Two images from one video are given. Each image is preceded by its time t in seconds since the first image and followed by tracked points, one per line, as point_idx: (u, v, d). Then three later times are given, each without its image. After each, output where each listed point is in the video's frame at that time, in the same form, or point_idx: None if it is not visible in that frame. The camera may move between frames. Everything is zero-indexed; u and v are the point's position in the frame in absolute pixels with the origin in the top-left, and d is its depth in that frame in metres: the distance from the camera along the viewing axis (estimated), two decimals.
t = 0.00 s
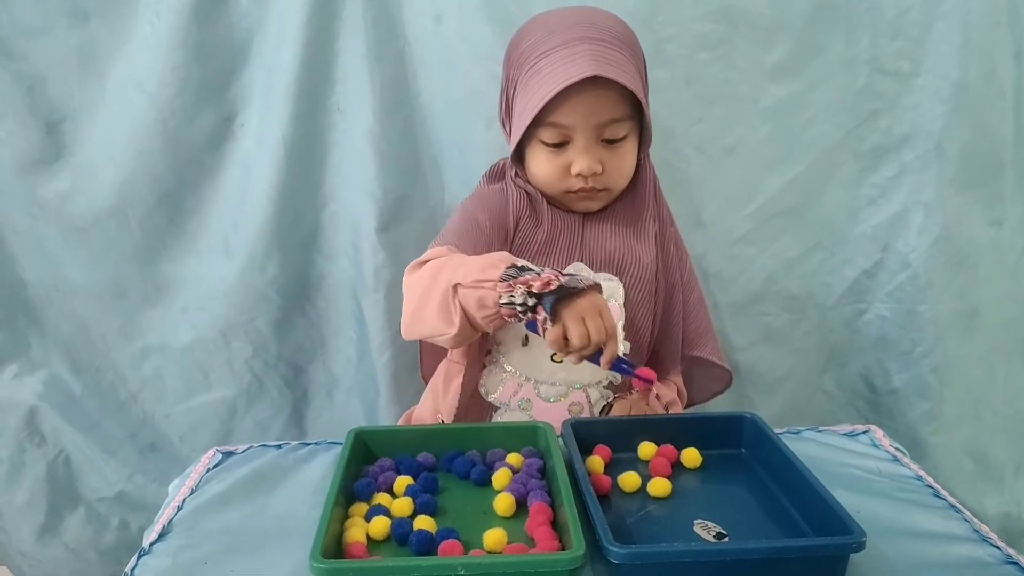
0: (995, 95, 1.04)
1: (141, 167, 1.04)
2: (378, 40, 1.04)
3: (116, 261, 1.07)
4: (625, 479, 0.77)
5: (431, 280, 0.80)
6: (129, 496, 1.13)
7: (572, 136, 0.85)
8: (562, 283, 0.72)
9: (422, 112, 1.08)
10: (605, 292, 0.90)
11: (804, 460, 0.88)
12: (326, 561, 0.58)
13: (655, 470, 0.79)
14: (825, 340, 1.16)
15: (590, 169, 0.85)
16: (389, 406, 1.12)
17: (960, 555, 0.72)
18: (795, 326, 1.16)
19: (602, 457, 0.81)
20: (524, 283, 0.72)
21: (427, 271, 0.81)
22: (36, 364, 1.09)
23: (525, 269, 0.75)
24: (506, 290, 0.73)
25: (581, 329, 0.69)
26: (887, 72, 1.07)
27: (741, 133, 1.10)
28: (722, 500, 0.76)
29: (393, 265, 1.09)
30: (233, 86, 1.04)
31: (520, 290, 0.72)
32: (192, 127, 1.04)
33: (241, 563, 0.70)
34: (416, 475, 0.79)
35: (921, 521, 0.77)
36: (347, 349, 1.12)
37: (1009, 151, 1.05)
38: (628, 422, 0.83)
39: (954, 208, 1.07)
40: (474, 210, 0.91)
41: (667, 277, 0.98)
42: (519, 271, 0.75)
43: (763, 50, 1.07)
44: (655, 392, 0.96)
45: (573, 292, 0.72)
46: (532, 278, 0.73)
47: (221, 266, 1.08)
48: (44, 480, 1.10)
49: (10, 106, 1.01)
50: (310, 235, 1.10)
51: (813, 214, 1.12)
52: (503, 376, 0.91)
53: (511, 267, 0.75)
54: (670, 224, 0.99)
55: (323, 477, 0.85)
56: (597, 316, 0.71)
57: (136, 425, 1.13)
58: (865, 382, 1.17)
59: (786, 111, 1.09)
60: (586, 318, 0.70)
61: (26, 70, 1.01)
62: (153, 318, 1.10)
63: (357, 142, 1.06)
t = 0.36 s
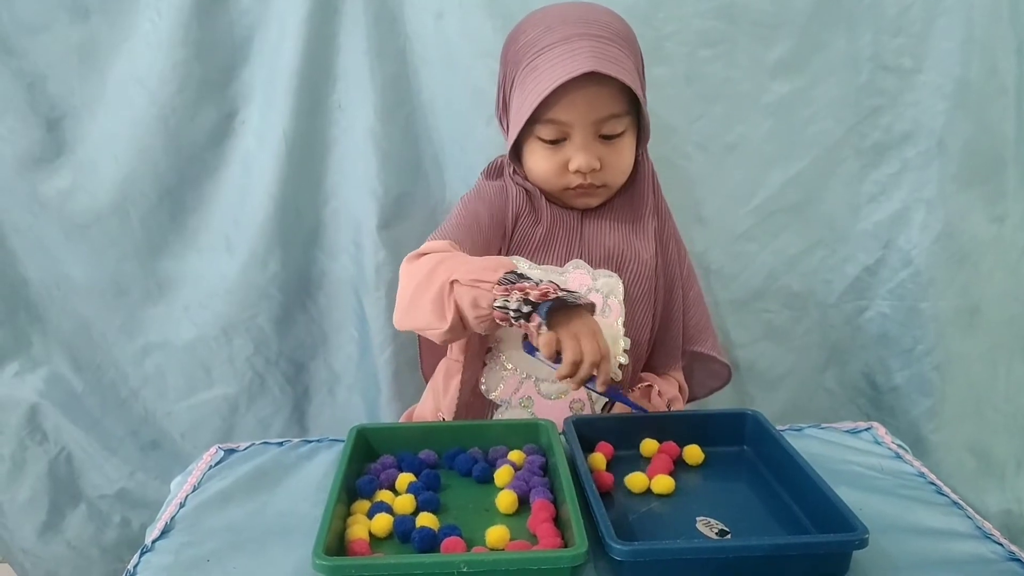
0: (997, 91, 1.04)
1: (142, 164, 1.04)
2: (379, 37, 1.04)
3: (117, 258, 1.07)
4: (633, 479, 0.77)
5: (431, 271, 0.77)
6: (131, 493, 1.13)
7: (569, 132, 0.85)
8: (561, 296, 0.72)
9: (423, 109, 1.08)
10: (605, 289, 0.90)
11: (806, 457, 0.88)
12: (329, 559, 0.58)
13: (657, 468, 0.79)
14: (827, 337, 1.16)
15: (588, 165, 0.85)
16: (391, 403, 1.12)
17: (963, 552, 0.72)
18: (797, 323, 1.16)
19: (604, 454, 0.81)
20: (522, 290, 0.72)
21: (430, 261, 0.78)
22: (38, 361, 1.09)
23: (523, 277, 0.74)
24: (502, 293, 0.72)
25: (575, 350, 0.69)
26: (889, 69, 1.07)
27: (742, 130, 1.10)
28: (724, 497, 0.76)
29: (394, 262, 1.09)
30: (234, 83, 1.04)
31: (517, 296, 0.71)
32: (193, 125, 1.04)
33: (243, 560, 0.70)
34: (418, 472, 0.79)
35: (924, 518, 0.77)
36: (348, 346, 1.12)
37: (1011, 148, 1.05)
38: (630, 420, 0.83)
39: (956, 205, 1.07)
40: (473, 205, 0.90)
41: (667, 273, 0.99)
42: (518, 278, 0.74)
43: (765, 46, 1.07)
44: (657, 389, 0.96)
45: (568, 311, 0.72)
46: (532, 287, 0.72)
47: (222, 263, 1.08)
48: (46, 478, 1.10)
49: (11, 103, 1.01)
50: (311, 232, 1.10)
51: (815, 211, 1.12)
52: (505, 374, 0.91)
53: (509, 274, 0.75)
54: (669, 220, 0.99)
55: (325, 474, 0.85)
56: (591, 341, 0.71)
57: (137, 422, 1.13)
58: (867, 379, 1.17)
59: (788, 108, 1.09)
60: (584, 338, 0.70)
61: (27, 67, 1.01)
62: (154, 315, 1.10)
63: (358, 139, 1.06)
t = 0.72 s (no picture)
0: (999, 92, 1.03)
1: (144, 165, 1.04)
2: (381, 38, 1.04)
3: (119, 259, 1.07)
4: (636, 480, 0.76)
5: (369, 282, 0.82)
6: (133, 495, 1.13)
7: (559, 133, 0.85)
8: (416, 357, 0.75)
9: (425, 110, 1.08)
10: (603, 291, 0.91)
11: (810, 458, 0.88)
12: (334, 561, 0.58)
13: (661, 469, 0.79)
14: (829, 337, 1.16)
15: (577, 165, 0.85)
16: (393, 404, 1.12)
17: (967, 553, 0.72)
18: (799, 324, 1.16)
19: (608, 456, 0.81)
20: (397, 335, 0.76)
21: (380, 272, 0.83)
22: (41, 362, 1.09)
23: (411, 315, 0.76)
24: (388, 328, 0.76)
25: (413, 411, 0.76)
26: (892, 69, 1.07)
27: (745, 130, 1.10)
28: (728, 498, 0.76)
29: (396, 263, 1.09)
30: (236, 84, 1.04)
31: (395, 337, 0.76)
32: (195, 126, 1.04)
33: (248, 562, 0.70)
34: (421, 474, 0.79)
35: (928, 520, 0.77)
36: (351, 347, 1.12)
37: (1014, 148, 1.05)
38: (633, 422, 0.83)
39: (959, 206, 1.07)
40: (461, 213, 0.92)
41: (668, 273, 0.98)
42: (409, 312, 0.76)
43: (768, 47, 1.07)
44: (660, 390, 0.97)
45: (430, 371, 0.76)
46: (406, 331, 0.76)
47: (224, 264, 1.08)
48: (49, 479, 1.10)
49: (14, 104, 1.01)
50: (313, 233, 1.10)
51: (817, 211, 1.12)
52: (506, 378, 0.91)
53: (405, 307, 0.77)
54: (669, 220, 0.99)
55: (329, 476, 0.85)
56: (435, 410, 0.76)
57: (140, 423, 1.13)
58: (869, 379, 1.17)
59: (790, 109, 1.09)
60: (422, 409, 0.76)
61: (30, 68, 1.01)
62: (157, 316, 1.10)
63: (360, 140, 1.06)
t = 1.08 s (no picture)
0: (1000, 92, 1.03)
1: (144, 166, 1.04)
2: (382, 38, 1.04)
3: (120, 259, 1.07)
4: (637, 481, 0.76)
5: (379, 299, 0.82)
6: (134, 495, 1.13)
7: (564, 137, 0.85)
8: (433, 382, 0.73)
9: (426, 110, 1.08)
10: (606, 293, 0.91)
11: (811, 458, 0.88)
12: (334, 561, 0.58)
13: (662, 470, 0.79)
14: (830, 338, 1.16)
15: (582, 170, 0.85)
16: (394, 404, 1.12)
17: (969, 554, 0.72)
18: (800, 324, 1.16)
19: (609, 457, 0.81)
20: (414, 357, 0.74)
21: (388, 288, 0.83)
22: (41, 362, 1.09)
23: (426, 335, 0.75)
24: (403, 349, 0.75)
25: (433, 432, 0.74)
26: (893, 69, 1.07)
27: (746, 131, 1.10)
28: (729, 498, 0.76)
29: (397, 264, 1.09)
30: (236, 84, 1.04)
31: (410, 359, 0.74)
32: (196, 127, 1.04)
33: (249, 562, 0.70)
34: (422, 474, 0.79)
35: (929, 520, 0.77)
36: (352, 348, 1.12)
37: (1015, 148, 1.05)
38: (633, 422, 0.83)
39: (960, 206, 1.07)
40: (464, 217, 0.92)
41: (671, 275, 0.98)
42: (423, 332, 0.75)
43: (768, 47, 1.07)
44: (661, 391, 0.97)
45: (449, 394, 0.74)
46: (422, 353, 0.74)
47: (225, 265, 1.08)
48: (49, 479, 1.10)
49: (14, 105, 1.01)
50: (313, 234, 1.10)
51: (818, 212, 1.12)
52: (508, 381, 0.91)
53: (419, 328, 0.76)
54: (673, 222, 0.98)
55: (330, 476, 0.85)
56: (455, 432, 0.74)
57: (140, 423, 1.12)
58: (870, 380, 1.17)
59: (791, 109, 1.09)
60: (443, 431, 0.74)
61: (30, 68, 1.01)
62: (157, 316, 1.09)
63: (361, 141, 1.06)
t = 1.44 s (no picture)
0: (1001, 92, 1.04)
1: (146, 167, 1.04)
2: (383, 39, 1.04)
3: (123, 260, 1.07)
4: (639, 482, 0.76)
5: (388, 301, 0.83)
6: (136, 496, 1.13)
7: (569, 139, 0.85)
8: (448, 382, 0.73)
9: (428, 111, 1.08)
10: (610, 295, 0.91)
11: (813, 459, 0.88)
12: (337, 562, 0.58)
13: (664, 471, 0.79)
14: (832, 338, 1.16)
15: (587, 172, 0.85)
16: (396, 405, 1.12)
17: (971, 554, 0.72)
18: (802, 325, 1.16)
19: (611, 458, 0.81)
20: (427, 358, 0.74)
21: (396, 288, 0.83)
22: (43, 363, 1.09)
23: (439, 337, 0.75)
24: (415, 350, 0.75)
25: (445, 433, 0.74)
26: (894, 69, 1.07)
27: (747, 131, 1.10)
28: (731, 499, 0.76)
29: (399, 264, 1.09)
30: (238, 85, 1.04)
31: (423, 360, 0.75)
32: (198, 128, 1.04)
33: (252, 563, 0.70)
34: (425, 475, 0.79)
35: (932, 520, 0.77)
36: (354, 348, 1.12)
37: (1016, 148, 1.05)
38: (636, 422, 0.83)
39: (961, 206, 1.07)
40: (469, 217, 0.92)
41: (675, 276, 0.98)
42: (436, 333, 0.75)
43: (770, 47, 1.07)
44: (663, 392, 0.97)
45: (463, 395, 0.74)
46: (435, 354, 0.74)
47: (227, 266, 1.08)
48: (51, 479, 1.10)
49: (16, 106, 1.01)
50: (315, 235, 1.10)
51: (820, 212, 1.12)
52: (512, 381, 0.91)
53: (431, 329, 0.76)
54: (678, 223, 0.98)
55: (333, 477, 0.85)
56: (467, 433, 0.73)
57: (142, 424, 1.13)
58: (872, 380, 1.17)
59: (792, 109, 1.09)
60: (455, 431, 0.73)
61: (32, 69, 1.01)
62: (159, 317, 1.10)
63: (363, 141, 1.06)
